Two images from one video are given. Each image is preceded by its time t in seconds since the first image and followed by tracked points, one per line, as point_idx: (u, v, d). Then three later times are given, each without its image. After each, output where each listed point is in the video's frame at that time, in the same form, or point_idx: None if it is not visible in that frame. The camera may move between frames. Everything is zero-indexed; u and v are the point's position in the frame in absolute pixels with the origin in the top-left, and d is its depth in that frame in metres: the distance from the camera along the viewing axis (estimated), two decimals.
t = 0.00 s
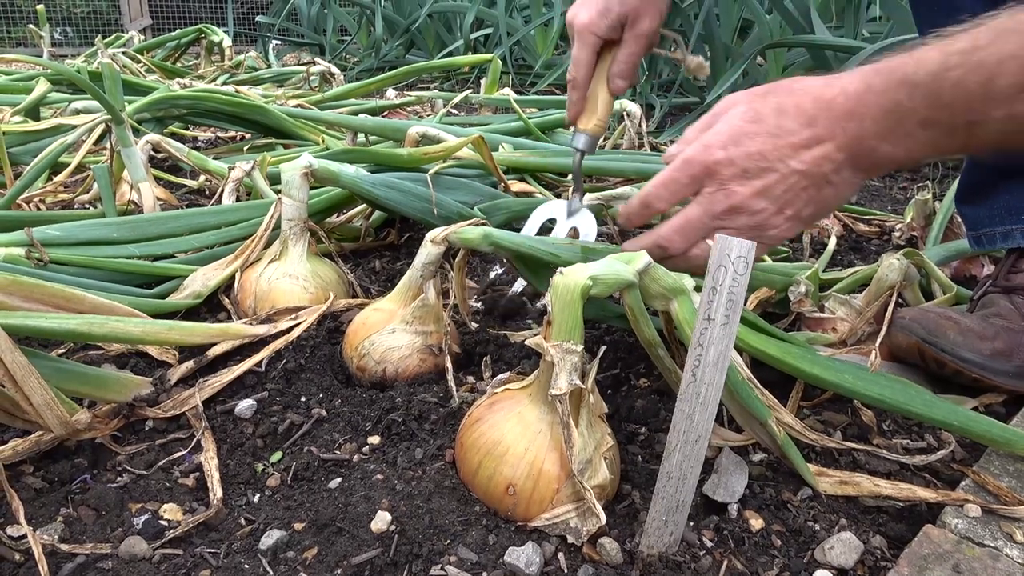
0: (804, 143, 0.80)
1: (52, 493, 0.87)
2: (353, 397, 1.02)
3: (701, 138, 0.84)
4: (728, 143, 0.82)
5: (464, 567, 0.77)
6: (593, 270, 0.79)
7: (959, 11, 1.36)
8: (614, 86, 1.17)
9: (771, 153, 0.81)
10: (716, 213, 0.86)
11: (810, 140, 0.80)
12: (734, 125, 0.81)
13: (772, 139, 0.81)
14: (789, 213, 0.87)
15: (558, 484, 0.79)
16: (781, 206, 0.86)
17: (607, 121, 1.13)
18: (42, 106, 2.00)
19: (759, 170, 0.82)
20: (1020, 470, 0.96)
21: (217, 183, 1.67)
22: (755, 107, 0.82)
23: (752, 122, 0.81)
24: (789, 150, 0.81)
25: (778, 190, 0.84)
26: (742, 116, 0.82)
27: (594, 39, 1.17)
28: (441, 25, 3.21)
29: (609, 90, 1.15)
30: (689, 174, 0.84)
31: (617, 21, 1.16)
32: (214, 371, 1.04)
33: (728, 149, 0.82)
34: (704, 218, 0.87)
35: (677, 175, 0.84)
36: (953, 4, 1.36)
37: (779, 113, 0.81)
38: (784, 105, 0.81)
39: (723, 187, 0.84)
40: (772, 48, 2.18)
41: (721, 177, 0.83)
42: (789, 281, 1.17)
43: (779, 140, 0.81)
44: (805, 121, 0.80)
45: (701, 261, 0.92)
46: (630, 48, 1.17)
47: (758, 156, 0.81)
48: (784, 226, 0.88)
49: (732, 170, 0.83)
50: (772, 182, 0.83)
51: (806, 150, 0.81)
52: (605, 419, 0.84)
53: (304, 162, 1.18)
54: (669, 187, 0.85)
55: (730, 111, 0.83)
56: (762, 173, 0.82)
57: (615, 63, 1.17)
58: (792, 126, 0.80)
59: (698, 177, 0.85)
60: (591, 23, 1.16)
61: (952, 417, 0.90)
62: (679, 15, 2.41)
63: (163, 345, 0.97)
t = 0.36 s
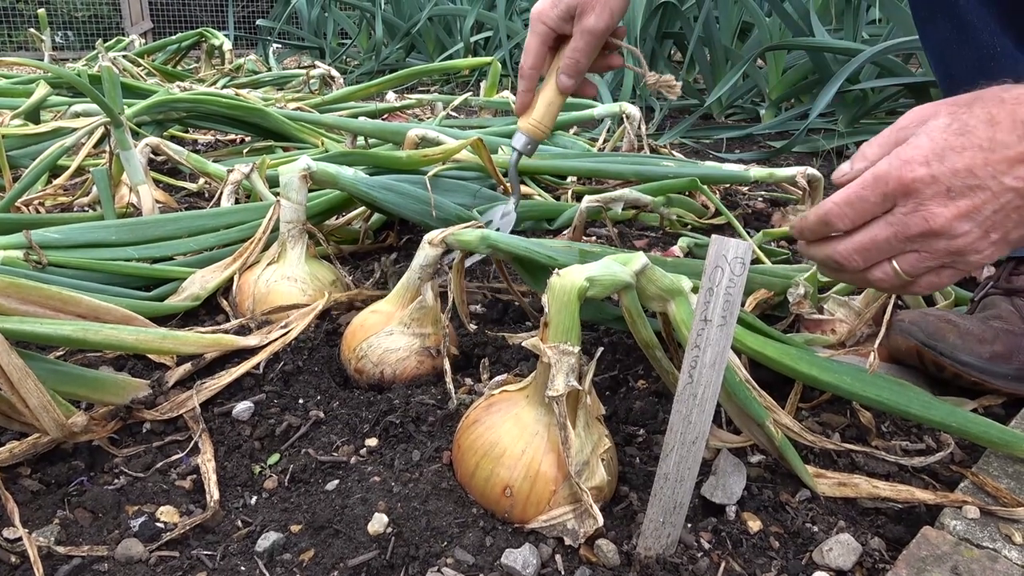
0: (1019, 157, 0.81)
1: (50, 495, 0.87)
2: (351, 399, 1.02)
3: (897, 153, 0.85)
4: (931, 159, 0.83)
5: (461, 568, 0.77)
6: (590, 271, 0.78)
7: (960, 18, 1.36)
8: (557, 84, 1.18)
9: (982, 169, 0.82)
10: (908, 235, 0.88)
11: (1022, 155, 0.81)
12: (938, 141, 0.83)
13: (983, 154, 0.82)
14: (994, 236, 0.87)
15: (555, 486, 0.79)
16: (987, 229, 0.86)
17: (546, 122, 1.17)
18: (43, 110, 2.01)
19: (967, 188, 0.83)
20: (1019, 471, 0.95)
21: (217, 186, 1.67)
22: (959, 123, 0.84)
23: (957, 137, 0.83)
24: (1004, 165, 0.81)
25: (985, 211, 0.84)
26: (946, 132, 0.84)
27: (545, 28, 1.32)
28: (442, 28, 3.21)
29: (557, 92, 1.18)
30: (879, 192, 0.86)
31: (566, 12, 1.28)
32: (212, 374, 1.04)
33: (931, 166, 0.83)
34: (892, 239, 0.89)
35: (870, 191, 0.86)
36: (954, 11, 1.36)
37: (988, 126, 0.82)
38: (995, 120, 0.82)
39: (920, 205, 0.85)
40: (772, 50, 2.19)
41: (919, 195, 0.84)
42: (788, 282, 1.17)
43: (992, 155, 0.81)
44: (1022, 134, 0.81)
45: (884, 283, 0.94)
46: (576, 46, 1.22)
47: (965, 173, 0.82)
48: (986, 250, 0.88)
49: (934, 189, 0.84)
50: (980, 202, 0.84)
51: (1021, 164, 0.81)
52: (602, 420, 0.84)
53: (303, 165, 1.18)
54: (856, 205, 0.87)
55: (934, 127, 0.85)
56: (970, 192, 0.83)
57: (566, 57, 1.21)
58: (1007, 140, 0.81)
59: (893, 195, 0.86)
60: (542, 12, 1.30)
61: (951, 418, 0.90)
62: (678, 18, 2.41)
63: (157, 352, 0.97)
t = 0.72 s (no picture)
0: None
1: (52, 498, 0.87)
2: (351, 401, 1.02)
3: (916, 122, 0.87)
4: (950, 128, 0.84)
5: (462, 569, 0.78)
6: (589, 272, 0.79)
7: (961, 20, 1.37)
8: (519, 121, 1.14)
9: (1000, 140, 0.84)
10: (921, 206, 0.90)
11: None
12: (958, 111, 0.85)
13: (1002, 125, 0.83)
14: (1008, 212, 0.88)
15: (555, 486, 0.79)
16: (1001, 204, 0.87)
17: (508, 156, 1.15)
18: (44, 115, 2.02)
19: (984, 159, 0.85)
20: (1018, 470, 0.96)
21: (217, 189, 1.68)
22: (980, 93, 0.85)
23: (976, 107, 0.84)
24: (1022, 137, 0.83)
25: (1001, 184, 0.86)
26: (967, 102, 0.85)
27: (505, 69, 1.21)
28: (441, 31, 3.23)
29: (519, 126, 1.15)
30: (895, 161, 0.88)
31: (529, 55, 1.18)
32: (213, 376, 1.05)
33: (950, 136, 0.84)
34: (904, 210, 0.91)
35: (887, 161, 0.88)
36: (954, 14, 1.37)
37: (1009, 97, 0.84)
38: (1016, 91, 0.83)
39: (935, 175, 0.87)
40: (771, 51, 2.19)
41: (935, 165, 0.86)
42: (787, 283, 1.17)
43: (1012, 127, 0.83)
44: None
45: (893, 252, 0.98)
46: (539, 89, 1.17)
47: (982, 145, 0.84)
48: (998, 226, 0.90)
49: (950, 159, 0.85)
50: (995, 174, 0.85)
51: None
52: (601, 421, 0.84)
53: (303, 168, 1.19)
54: (871, 173, 0.90)
55: (955, 97, 0.86)
56: (986, 163, 0.85)
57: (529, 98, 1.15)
58: None
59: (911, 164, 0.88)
60: (502, 51, 1.19)
61: (949, 417, 0.90)
62: (677, 20, 2.42)
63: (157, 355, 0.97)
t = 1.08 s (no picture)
0: None
1: (53, 499, 0.87)
2: (353, 401, 1.02)
3: (918, 121, 0.88)
4: (950, 128, 0.85)
5: (464, 569, 0.77)
6: (590, 272, 0.79)
7: (955, 27, 1.36)
8: (473, 109, 1.07)
9: (1000, 139, 0.84)
10: (923, 205, 0.92)
11: None
12: (958, 110, 0.85)
13: (1004, 124, 0.83)
14: (1009, 209, 0.89)
15: (557, 487, 0.79)
16: (1001, 202, 0.88)
17: (472, 144, 1.09)
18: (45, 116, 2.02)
19: (985, 158, 0.85)
20: (1020, 470, 0.96)
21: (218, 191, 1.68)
22: (981, 92, 0.86)
23: (977, 107, 0.85)
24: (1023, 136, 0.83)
25: (1002, 182, 0.86)
26: (967, 101, 0.86)
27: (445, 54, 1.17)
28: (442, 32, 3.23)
29: (476, 118, 1.09)
30: (896, 161, 0.90)
31: (465, 38, 1.13)
32: (214, 377, 1.05)
33: (950, 136, 0.85)
34: (907, 208, 0.93)
35: (889, 159, 0.90)
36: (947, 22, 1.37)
37: (1009, 96, 0.84)
38: (1018, 89, 0.83)
39: (936, 174, 0.88)
40: (771, 53, 2.20)
41: (936, 164, 0.87)
42: (789, 283, 1.17)
43: (1013, 125, 0.83)
44: None
45: (899, 247, 1.00)
46: (483, 69, 1.07)
47: (983, 144, 0.84)
48: (999, 223, 0.91)
49: (951, 158, 0.86)
50: (996, 172, 0.86)
51: None
52: (603, 421, 0.84)
53: (305, 169, 1.19)
54: (873, 172, 0.92)
55: (956, 96, 0.87)
56: (986, 162, 0.85)
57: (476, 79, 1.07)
58: None
59: (913, 163, 0.89)
60: (438, 37, 1.15)
61: (952, 417, 0.90)
62: (678, 21, 2.42)
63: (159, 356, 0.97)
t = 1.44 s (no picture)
0: (989, 125, 0.84)
1: (55, 501, 0.87)
2: (354, 403, 1.02)
3: (869, 121, 0.90)
4: (900, 127, 0.87)
5: (466, 572, 0.77)
6: (592, 275, 0.79)
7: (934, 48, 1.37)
8: (466, 145, 1.09)
9: (948, 137, 0.86)
10: (876, 202, 0.93)
11: (993, 123, 0.84)
12: (907, 110, 0.87)
13: (950, 122, 0.86)
14: (959, 206, 0.91)
15: (559, 489, 0.79)
16: (950, 199, 0.90)
17: (461, 175, 1.11)
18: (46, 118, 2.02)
19: (933, 156, 0.87)
20: (1022, 472, 0.95)
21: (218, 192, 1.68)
22: (929, 92, 0.88)
23: (925, 106, 0.87)
24: (970, 133, 0.85)
25: (951, 178, 0.88)
26: (916, 100, 0.88)
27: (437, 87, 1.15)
28: (442, 33, 3.23)
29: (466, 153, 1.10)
30: (849, 159, 0.91)
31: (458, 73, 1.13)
32: (216, 379, 1.05)
33: (899, 134, 0.87)
34: (861, 205, 0.94)
35: (842, 158, 0.91)
36: (928, 41, 1.37)
37: (955, 95, 0.86)
38: (964, 89, 0.85)
39: (887, 172, 0.90)
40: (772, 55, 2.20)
41: (887, 162, 0.89)
42: (790, 285, 1.17)
43: (960, 123, 0.85)
44: (991, 103, 0.84)
45: (856, 244, 1.01)
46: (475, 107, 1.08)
47: (931, 141, 0.86)
48: (950, 220, 0.92)
49: (901, 156, 0.88)
50: (945, 170, 0.88)
51: (987, 133, 0.85)
52: (606, 424, 0.84)
53: (307, 171, 1.19)
54: (827, 171, 0.93)
55: (905, 96, 0.89)
56: (935, 159, 0.87)
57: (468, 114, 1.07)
58: (977, 109, 0.84)
59: (864, 162, 0.91)
60: (433, 69, 1.14)
61: (953, 419, 0.90)
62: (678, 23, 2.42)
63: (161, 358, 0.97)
